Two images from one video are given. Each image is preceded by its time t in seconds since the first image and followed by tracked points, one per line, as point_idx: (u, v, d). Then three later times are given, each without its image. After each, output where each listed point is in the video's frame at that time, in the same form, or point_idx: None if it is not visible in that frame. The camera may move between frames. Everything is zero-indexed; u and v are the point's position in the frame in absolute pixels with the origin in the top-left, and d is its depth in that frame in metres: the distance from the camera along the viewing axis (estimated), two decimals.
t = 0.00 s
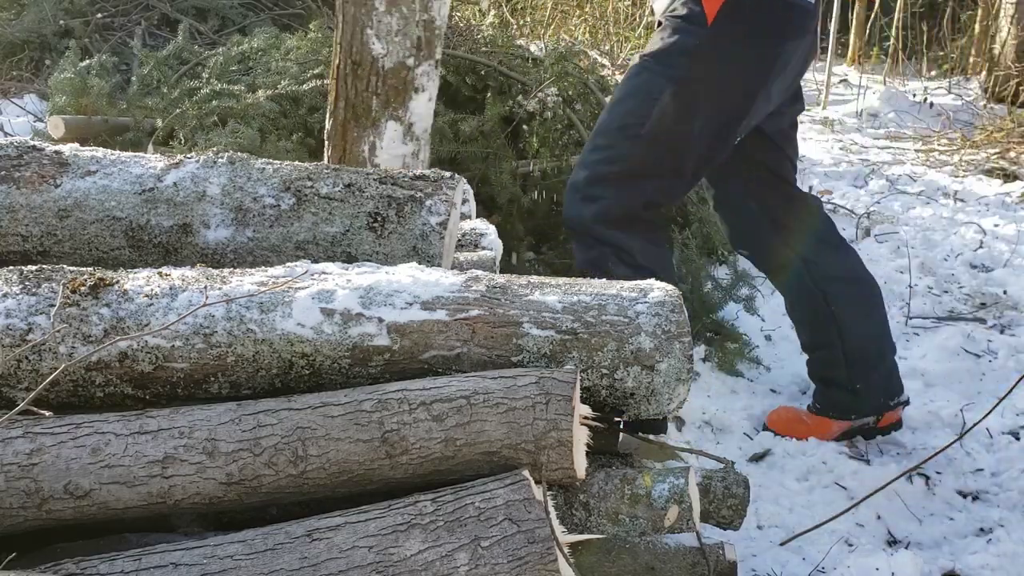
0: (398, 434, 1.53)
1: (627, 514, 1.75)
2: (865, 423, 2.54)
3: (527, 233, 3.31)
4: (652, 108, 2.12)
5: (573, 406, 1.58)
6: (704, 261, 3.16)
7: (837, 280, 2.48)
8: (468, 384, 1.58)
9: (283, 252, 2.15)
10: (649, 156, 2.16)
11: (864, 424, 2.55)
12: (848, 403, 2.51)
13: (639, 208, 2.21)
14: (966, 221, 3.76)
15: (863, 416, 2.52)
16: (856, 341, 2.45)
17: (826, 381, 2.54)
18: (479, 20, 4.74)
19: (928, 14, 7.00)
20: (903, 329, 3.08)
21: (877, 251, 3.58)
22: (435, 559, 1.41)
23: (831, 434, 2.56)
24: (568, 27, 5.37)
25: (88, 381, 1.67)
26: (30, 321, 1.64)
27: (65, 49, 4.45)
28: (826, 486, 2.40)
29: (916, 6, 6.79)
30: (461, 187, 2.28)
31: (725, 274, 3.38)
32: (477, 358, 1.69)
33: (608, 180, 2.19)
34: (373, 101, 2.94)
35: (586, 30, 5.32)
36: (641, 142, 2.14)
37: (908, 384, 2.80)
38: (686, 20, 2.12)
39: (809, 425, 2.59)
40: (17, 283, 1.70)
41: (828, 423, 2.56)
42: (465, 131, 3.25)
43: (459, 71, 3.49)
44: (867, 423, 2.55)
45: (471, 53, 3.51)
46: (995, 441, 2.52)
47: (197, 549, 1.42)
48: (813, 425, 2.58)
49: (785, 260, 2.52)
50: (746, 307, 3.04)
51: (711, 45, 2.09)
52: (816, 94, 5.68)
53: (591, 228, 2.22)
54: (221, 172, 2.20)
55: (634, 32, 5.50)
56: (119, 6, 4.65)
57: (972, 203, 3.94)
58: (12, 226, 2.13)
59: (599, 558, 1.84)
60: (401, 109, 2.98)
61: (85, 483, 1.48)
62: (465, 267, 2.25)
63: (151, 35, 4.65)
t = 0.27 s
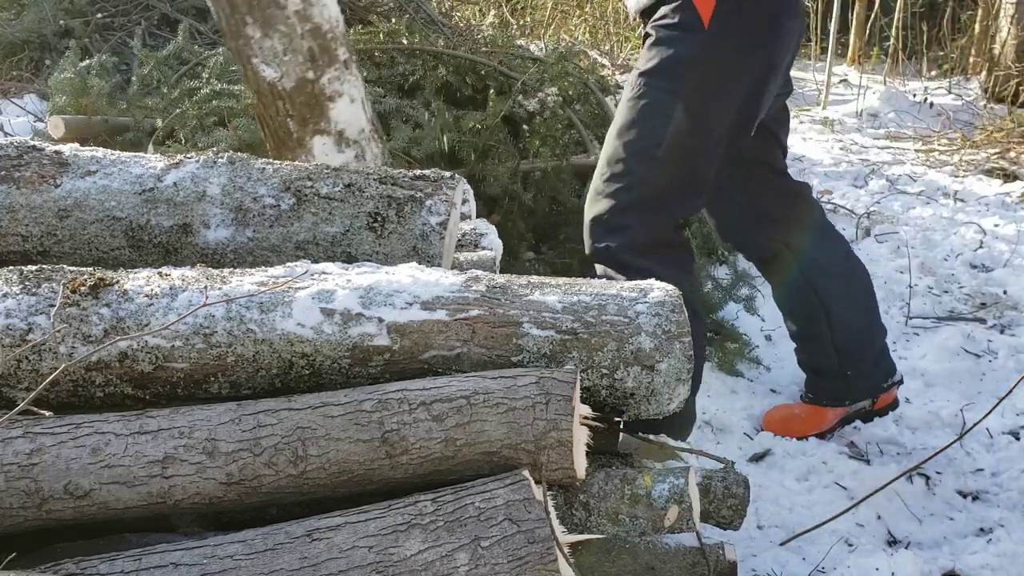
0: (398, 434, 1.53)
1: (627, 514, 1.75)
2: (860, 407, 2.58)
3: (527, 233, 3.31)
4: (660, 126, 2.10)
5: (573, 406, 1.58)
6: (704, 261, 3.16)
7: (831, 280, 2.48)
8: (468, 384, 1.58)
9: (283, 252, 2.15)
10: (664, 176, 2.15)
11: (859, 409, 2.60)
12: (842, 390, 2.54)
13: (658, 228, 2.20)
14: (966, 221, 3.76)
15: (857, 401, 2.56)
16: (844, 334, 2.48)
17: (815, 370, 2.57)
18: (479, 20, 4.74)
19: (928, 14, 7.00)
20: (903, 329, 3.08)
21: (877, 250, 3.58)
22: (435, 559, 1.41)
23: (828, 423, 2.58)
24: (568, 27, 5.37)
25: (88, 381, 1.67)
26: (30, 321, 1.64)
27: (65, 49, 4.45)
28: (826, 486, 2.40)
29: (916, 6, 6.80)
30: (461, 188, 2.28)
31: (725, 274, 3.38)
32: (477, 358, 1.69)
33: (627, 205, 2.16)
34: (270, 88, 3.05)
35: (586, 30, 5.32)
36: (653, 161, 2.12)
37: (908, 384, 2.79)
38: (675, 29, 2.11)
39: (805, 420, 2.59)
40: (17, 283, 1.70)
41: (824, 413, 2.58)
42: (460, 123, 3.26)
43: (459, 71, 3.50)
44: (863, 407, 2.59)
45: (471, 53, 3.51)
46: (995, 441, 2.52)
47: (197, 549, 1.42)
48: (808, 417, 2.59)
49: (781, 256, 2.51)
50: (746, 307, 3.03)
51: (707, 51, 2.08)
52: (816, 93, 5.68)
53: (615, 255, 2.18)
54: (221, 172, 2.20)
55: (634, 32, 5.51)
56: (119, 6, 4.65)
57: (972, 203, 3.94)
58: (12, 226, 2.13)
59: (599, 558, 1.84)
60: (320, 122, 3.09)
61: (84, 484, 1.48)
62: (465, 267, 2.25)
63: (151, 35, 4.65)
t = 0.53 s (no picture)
0: (398, 434, 1.53)
1: (627, 514, 1.75)
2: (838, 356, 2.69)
3: (527, 233, 3.31)
4: (649, 128, 2.12)
5: (573, 406, 1.58)
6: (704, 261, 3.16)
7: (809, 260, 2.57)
8: (468, 384, 1.58)
9: (283, 253, 2.15)
10: (652, 175, 2.18)
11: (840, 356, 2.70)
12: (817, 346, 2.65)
13: (649, 225, 2.24)
14: (966, 221, 3.76)
15: (834, 351, 2.66)
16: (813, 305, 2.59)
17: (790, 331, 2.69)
18: (479, 20, 4.74)
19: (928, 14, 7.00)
20: (903, 329, 3.08)
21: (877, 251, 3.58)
22: (435, 559, 1.41)
23: (807, 373, 2.70)
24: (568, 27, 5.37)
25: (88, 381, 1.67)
26: (30, 322, 1.64)
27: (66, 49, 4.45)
28: (826, 486, 2.40)
29: (916, 6, 6.80)
30: (461, 188, 2.28)
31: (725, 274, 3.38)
32: (477, 359, 1.69)
33: (618, 204, 2.20)
34: (107, 98, 3.11)
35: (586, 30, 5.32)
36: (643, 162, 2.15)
37: (908, 384, 2.79)
38: (663, 27, 2.10)
39: (787, 371, 2.73)
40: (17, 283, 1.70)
41: (803, 363, 2.70)
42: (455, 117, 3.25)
43: (459, 71, 3.49)
44: (844, 355, 2.70)
45: (471, 53, 3.51)
46: (995, 441, 2.51)
47: (197, 549, 1.42)
48: (788, 368, 2.72)
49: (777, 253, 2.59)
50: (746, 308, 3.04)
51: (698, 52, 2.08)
52: (816, 93, 5.69)
53: (606, 252, 2.23)
54: (221, 173, 2.21)
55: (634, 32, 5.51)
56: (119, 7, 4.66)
57: (972, 203, 3.94)
58: (12, 226, 2.13)
59: (599, 558, 1.84)
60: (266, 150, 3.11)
61: (84, 483, 1.48)
62: (465, 268, 2.25)
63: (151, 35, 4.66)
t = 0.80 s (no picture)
0: (398, 434, 1.53)
1: (627, 514, 1.75)
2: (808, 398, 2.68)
3: (527, 233, 3.31)
4: (687, 117, 2.22)
5: (573, 406, 1.58)
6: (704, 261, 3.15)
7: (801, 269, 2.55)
8: (468, 384, 1.58)
9: (283, 252, 2.15)
10: (684, 168, 2.25)
11: (807, 397, 2.69)
12: (793, 377, 2.66)
13: (677, 216, 2.28)
14: (966, 221, 3.76)
15: (806, 392, 2.67)
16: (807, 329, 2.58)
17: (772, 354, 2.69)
18: (479, 20, 4.74)
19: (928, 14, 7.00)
20: (903, 329, 3.08)
21: (877, 251, 3.58)
22: (435, 559, 1.41)
23: (773, 401, 2.72)
24: (569, 27, 5.37)
25: (88, 381, 1.67)
26: (30, 321, 1.64)
27: (66, 50, 4.44)
28: (826, 486, 2.40)
29: (916, 6, 6.80)
30: (461, 188, 2.28)
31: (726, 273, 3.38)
32: (477, 358, 1.69)
33: (650, 192, 2.24)
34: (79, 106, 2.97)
35: (586, 30, 5.32)
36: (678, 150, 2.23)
37: (907, 384, 2.79)
38: (703, 27, 2.24)
39: (754, 391, 2.75)
40: (17, 283, 1.71)
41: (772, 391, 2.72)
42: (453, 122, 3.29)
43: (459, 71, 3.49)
44: (811, 397, 2.69)
45: (471, 53, 3.51)
46: (995, 441, 2.52)
47: (197, 549, 1.42)
48: (757, 390, 2.75)
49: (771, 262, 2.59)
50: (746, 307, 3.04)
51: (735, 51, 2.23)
52: (816, 93, 5.69)
53: (635, 243, 2.24)
54: (221, 172, 2.20)
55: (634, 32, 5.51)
56: (119, 7, 4.66)
57: (972, 203, 3.94)
58: (12, 226, 2.13)
59: (599, 558, 1.84)
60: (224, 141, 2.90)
61: (84, 483, 1.48)
62: (465, 267, 2.25)
63: (152, 35, 4.66)
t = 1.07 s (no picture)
0: (398, 434, 1.53)
1: (627, 514, 1.75)
2: (818, 413, 2.64)
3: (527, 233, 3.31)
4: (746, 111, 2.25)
5: (573, 406, 1.58)
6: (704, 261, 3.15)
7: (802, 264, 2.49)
8: (468, 384, 1.58)
9: (283, 252, 2.15)
10: (741, 160, 2.28)
11: (817, 412, 2.64)
12: (804, 389, 2.61)
13: (729, 208, 2.32)
14: (966, 221, 3.76)
15: (816, 408, 2.61)
16: (827, 341, 2.51)
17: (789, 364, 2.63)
18: (479, 20, 4.74)
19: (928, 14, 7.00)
20: (903, 329, 3.08)
21: (877, 251, 3.58)
22: (435, 559, 1.41)
23: (782, 413, 2.69)
24: (569, 27, 5.38)
25: (88, 381, 1.67)
26: (30, 321, 1.64)
27: (66, 49, 4.44)
28: (827, 486, 2.40)
29: (916, 6, 6.80)
30: (461, 188, 2.28)
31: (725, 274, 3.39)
32: (477, 358, 1.69)
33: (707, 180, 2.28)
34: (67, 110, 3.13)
35: (586, 30, 5.33)
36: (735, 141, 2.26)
37: (908, 384, 2.79)
38: (768, 21, 2.24)
39: (766, 400, 2.72)
40: (17, 283, 1.71)
41: (783, 403, 2.68)
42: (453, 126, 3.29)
43: (458, 71, 3.49)
44: (821, 413, 2.64)
45: (470, 53, 3.51)
46: (995, 441, 2.52)
47: (197, 549, 1.42)
48: (768, 400, 2.71)
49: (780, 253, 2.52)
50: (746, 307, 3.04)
51: (800, 49, 2.23)
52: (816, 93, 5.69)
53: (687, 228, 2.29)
54: (221, 172, 2.20)
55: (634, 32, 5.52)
56: (119, 6, 4.67)
57: (973, 203, 3.94)
58: (12, 226, 2.13)
59: (599, 557, 1.84)
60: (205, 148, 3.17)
61: (85, 483, 1.48)
62: (465, 267, 2.25)
63: (152, 35, 4.66)
